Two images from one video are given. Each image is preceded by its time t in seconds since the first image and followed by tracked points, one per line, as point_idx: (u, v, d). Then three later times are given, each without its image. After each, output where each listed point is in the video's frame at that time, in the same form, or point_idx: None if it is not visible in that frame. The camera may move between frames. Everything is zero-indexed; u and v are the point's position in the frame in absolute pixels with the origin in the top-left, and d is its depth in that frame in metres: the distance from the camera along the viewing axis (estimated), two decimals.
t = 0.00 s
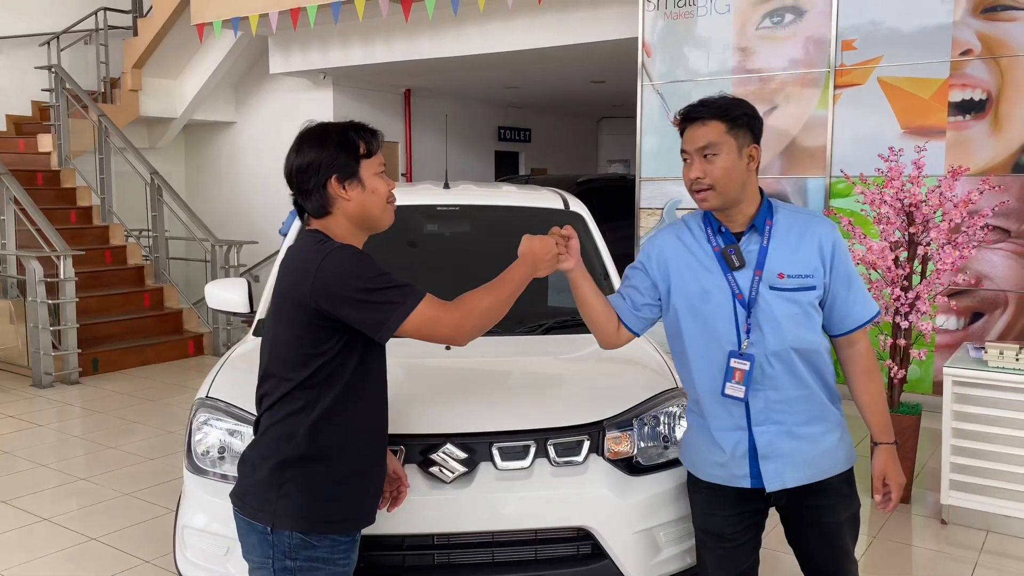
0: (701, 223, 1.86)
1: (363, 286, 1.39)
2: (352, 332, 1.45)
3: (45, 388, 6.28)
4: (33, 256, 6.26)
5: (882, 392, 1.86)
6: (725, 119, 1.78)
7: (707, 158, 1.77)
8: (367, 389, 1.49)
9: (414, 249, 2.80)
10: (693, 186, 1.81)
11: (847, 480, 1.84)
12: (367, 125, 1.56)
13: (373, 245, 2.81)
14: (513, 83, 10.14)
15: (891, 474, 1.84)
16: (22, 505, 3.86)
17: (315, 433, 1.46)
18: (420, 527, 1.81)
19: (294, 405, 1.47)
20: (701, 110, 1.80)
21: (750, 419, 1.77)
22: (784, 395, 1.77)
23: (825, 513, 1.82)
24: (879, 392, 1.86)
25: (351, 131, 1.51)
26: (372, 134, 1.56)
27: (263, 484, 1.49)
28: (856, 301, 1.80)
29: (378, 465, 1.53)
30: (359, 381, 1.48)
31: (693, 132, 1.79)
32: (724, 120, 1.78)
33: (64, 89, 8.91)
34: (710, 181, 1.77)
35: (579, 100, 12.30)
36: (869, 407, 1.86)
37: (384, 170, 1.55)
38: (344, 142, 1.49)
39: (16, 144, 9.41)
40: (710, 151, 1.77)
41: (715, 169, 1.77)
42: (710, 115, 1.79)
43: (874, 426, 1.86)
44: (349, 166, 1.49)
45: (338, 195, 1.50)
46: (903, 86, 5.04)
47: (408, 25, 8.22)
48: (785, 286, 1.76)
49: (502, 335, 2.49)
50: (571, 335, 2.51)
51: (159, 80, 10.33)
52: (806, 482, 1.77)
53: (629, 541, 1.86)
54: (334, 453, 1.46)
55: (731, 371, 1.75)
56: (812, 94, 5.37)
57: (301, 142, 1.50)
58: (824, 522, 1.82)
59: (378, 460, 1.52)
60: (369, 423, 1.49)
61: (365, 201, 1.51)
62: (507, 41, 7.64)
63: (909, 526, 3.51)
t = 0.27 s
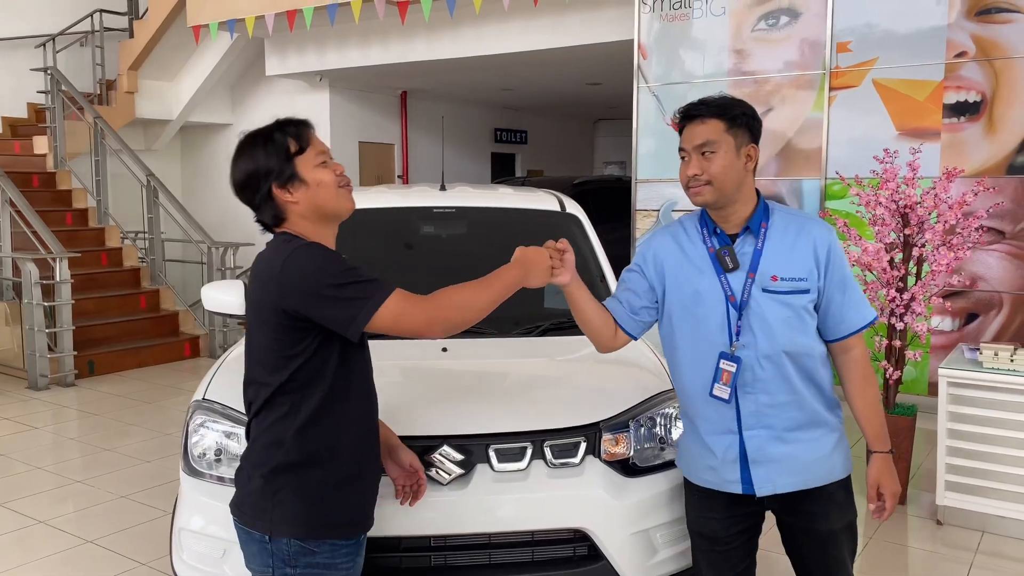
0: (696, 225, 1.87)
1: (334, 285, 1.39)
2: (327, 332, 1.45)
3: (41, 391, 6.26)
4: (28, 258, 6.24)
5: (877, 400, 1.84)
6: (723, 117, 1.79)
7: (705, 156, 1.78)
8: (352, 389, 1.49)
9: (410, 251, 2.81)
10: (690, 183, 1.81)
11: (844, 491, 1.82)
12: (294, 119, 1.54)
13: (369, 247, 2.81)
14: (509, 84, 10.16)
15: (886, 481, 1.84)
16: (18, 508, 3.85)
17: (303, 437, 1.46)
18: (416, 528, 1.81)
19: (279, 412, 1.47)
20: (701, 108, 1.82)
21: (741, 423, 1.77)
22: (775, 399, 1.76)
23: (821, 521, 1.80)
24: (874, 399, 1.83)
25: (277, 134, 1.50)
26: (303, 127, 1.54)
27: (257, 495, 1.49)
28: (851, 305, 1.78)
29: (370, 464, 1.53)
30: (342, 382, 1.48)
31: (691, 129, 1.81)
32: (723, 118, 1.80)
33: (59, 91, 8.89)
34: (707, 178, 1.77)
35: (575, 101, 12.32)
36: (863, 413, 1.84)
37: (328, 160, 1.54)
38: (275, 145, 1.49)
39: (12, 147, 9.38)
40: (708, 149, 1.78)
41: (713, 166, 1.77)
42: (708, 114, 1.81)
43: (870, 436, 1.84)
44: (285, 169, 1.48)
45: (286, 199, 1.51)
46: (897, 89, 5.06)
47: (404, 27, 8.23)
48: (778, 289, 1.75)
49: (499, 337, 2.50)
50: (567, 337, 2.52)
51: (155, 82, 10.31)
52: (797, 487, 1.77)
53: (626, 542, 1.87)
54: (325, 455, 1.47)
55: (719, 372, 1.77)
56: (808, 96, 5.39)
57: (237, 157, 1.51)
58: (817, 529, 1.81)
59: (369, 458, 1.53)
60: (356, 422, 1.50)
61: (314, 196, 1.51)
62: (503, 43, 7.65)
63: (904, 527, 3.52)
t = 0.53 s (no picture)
0: (745, 219, 1.89)
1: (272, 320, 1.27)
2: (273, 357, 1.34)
3: (38, 393, 6.25)
4: (25, 261, 6.24)
5: (894, 428, 1.78)
6: (786, 109, 1.80)
7: (768, 141, 1.78)
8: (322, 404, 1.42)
9: (408, 253, 2.81)
10: (750, 167, 1.80)
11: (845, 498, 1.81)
12: (231, 127, 1.49)
13: (366, 249, 2.81)
14: (506, 86, 10.18)
15: (888, 508, 1.75)
16: (15, 511, 3.84)
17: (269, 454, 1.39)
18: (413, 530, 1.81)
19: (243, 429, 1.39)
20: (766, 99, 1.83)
21: (758, 417, 1.81)
22: (796, 399, 1.78)
23: (825, 529, 1.82)
24: (890, 426, 1.77)
25: (215, 142, 1.45)
26: (241, 132, 1.49)
27: (227, 510, 1.42)
28: (884, 319, 1.74)
29: (341, 480, 1.46)
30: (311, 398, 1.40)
31: (754, 118, 1.81)
32: (788, 109, 1.81)
33: (56, 93, 8.88)
34: (770, 161, 1.77)
35: (572, 104, 12.34)
36: (877, 436, 1.79)
37: (274, 162, 1.47)
38: (215, 151, 1.43)
39: (9, 149, 9.37)
40: (770, 135, 1.78)
41: (776, 151, 1.77)
42: (773, 103, 1.82)
43: (881, 463, 1.78)
44: (228, 174, 1.43)
45: (236, 205, 1.44)
46: (894, 91, 5.08)
47: (402, 30, 8.24)
48: (812, 289, 1.76)
49: (496, 339, 2.50)
50: (565, 339, 2.52)
51: (152, 84, 10.31)
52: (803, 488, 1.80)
53: (624, 544, 1.87)
54: (293, 472, 1.40)
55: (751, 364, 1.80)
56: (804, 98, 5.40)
57: (180, 172, 1.45)
58: (824, 540, 1.82)
59: (340, 474, 1.46)
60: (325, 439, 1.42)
61: (263, 199, 1.44)
62: (500, 45, 7.66)
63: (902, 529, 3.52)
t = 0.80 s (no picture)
0: (802, 222, 1.96)
1: (157, 340, 1.25)
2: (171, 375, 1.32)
3: (35, 395, 6.24)
4: (23, 262, 6.23)
5: (914, 433, 1.81)
6: (875, 120, 1.89)
7: (856, 145, 1.85)
8: (252, 419, 1.38)
9: (406, 254, 2.80)
10: (833, 167, 1.87)
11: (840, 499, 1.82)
12: (210, 120, 1.51)
13: (364, 251, 2.81)
14: (505, 88, 10.17)
15: (876, 505, 1.78)
16: (13, 513, 3.84)
17: (197, 467, 1.36)
18: (411, 532, 1.80)
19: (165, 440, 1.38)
20: (852, 105, 1.91)
21: (805, 416, 1.89)
22: (848, 401, 1.86)
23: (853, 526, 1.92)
24: (913, 433, 1.81)
25: (194, 131, 1.46)
26: (221, 127, 1.51)
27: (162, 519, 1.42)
28: (931, 329, 1.82)
29: (276, 500, 1.41)
30: (240, 412, 1.36)
31: (845, 121, 1.88)
32: (873, 118, 1.89)
33: (54, 95, 8.85)
34: (856, 165, 1.85)
35: (571, 105, 12.33)
36: (895, 441, 1.81)
37: (248, 159, 1.49)
38: (192, 139, 1.44)
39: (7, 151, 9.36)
40: (859, 141, 1.85)
41: (862, 156, 1.85)
42: (861, 110, 1.89)
43: (886, 459, 1.81)
44: (204, 162, 1.42)
45: (202, 194, 1.42)
46: (892, 92, 5.09)
47: (400, 31, 8.24)
48: (868, 294, 1.83)
49: (494, 341, 2.50)
50: (563, 341, 2.52)
51: (150, 85, 10.31)
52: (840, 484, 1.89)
53: (623, 546, 1.87)
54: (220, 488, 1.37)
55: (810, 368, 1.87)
56: (802, 99, 5.42)
57: (151, 155, 1.44)
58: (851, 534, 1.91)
59: (276, 492, 1.41)
60: (255, 454, 1.38)
61: (233, 190, 1.44)
62: (498, 47, 7.66)
63: (900, 530, 3.52)
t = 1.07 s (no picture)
0: (831, 222, 1.97)
1: (45, 361, 1.22)
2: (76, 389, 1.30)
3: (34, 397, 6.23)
4: (23, 264, 6.23)
5: (959, 439, 1.86)
6: (900, 122, 1.88)
7: (883, 152, 1.85)
8: (162, 435, 1.33)
9: (406, 256, 2.80)
10: (859, 175, 1.86)
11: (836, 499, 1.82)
12: (181, 119, 1.47)
13: (364, 253, 2.80)
14: (504, 89, 10.17)
15: (939, 520, 1.85)
16: (11, 515, 3.83)
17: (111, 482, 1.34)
18: (411, 534, 1.80)
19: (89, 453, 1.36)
20: (879, 108, 1.89)
21: (827, 416, 1.91)
22: (872, 403, 1.88)
23: (868, 523, 1.92)
24: (954, 437, 1.86)
25: (152, 127, 1.42)
26: (187, 129, 1.47)
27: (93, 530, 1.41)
28: (961, 332, 1.84)
29: (193, 518, 1.36)
30: (151, 427, 1.33)
31: (870, 126, 1.87)
32: (899, 121, 1.88)
33: (54, 96, 8.83)
34: (882, 172, 1.84)
35: (570, 106, 12.32)
36: (941, 449, 1.87)
37: (201, 167, 1.45)
38: (147, 135, 1.40)
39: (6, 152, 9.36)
40: (886, 147, 1.85)
41: (889, 163, 1.84)
42: (887, 114, 1.88)
43: (938, 471, 1.85)
44: (154, 160, 1.39)
45: (143, 194, 1.38)
46: (892, 93, 5.09)
47: (400, 33, 8.24)
48: (894, 298, 1.85)
49: (494, 343, 2.49)
50: (563, 342, 2.51)
51: (149, 87, 10.30)
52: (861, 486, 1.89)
53: (623, 547, 1.87)
54: (131, 505, 1.33)
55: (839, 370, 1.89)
56: (802, 101, 5.42)
57: (101, 142, 1.40)
58: (865, 532, 1.93)
59: (192, 510, 1.36)
60: (167, 471, 1.34)
61: (175, 196, 1.39)
62: (498, 49, 7.66)
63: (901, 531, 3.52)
